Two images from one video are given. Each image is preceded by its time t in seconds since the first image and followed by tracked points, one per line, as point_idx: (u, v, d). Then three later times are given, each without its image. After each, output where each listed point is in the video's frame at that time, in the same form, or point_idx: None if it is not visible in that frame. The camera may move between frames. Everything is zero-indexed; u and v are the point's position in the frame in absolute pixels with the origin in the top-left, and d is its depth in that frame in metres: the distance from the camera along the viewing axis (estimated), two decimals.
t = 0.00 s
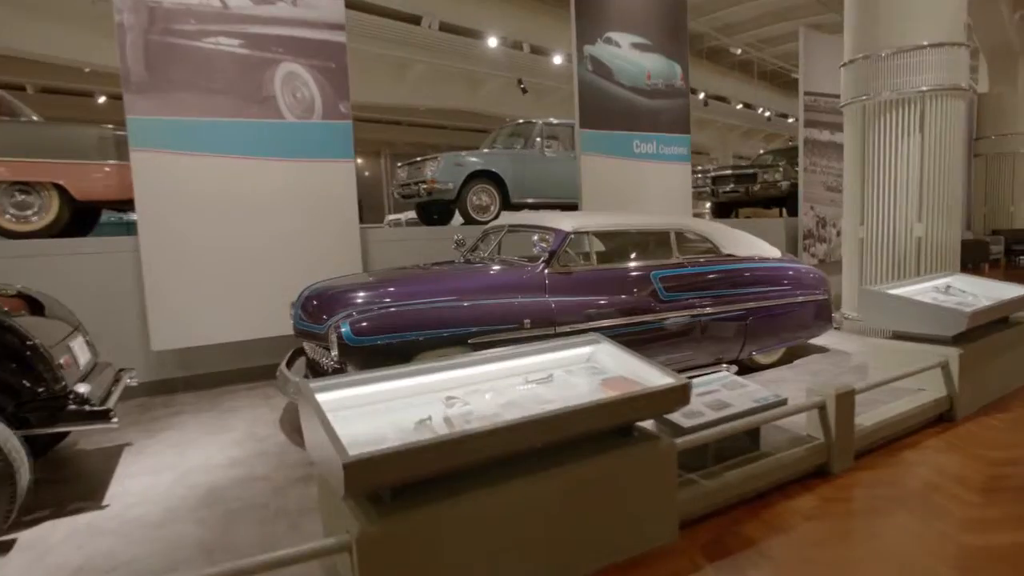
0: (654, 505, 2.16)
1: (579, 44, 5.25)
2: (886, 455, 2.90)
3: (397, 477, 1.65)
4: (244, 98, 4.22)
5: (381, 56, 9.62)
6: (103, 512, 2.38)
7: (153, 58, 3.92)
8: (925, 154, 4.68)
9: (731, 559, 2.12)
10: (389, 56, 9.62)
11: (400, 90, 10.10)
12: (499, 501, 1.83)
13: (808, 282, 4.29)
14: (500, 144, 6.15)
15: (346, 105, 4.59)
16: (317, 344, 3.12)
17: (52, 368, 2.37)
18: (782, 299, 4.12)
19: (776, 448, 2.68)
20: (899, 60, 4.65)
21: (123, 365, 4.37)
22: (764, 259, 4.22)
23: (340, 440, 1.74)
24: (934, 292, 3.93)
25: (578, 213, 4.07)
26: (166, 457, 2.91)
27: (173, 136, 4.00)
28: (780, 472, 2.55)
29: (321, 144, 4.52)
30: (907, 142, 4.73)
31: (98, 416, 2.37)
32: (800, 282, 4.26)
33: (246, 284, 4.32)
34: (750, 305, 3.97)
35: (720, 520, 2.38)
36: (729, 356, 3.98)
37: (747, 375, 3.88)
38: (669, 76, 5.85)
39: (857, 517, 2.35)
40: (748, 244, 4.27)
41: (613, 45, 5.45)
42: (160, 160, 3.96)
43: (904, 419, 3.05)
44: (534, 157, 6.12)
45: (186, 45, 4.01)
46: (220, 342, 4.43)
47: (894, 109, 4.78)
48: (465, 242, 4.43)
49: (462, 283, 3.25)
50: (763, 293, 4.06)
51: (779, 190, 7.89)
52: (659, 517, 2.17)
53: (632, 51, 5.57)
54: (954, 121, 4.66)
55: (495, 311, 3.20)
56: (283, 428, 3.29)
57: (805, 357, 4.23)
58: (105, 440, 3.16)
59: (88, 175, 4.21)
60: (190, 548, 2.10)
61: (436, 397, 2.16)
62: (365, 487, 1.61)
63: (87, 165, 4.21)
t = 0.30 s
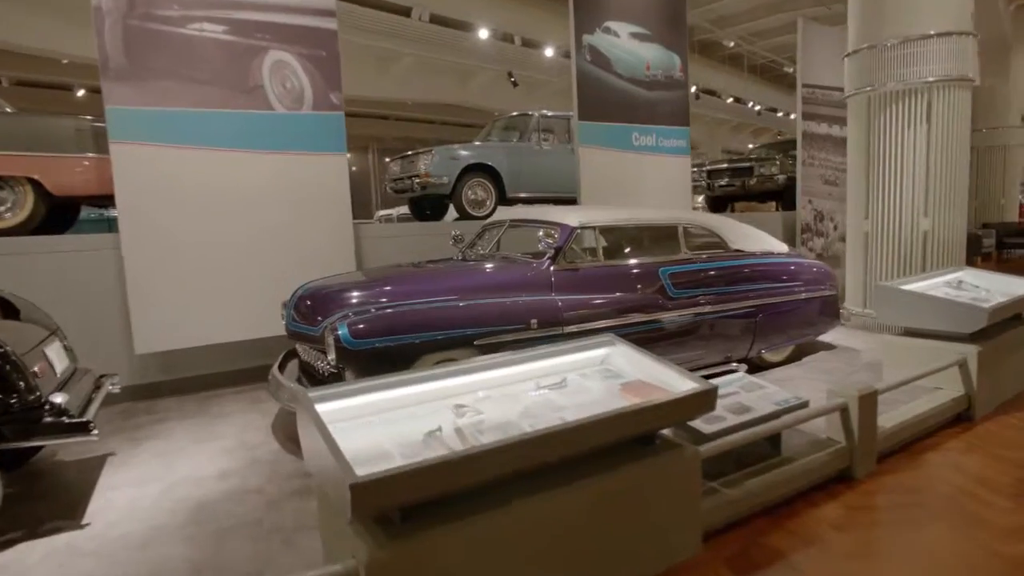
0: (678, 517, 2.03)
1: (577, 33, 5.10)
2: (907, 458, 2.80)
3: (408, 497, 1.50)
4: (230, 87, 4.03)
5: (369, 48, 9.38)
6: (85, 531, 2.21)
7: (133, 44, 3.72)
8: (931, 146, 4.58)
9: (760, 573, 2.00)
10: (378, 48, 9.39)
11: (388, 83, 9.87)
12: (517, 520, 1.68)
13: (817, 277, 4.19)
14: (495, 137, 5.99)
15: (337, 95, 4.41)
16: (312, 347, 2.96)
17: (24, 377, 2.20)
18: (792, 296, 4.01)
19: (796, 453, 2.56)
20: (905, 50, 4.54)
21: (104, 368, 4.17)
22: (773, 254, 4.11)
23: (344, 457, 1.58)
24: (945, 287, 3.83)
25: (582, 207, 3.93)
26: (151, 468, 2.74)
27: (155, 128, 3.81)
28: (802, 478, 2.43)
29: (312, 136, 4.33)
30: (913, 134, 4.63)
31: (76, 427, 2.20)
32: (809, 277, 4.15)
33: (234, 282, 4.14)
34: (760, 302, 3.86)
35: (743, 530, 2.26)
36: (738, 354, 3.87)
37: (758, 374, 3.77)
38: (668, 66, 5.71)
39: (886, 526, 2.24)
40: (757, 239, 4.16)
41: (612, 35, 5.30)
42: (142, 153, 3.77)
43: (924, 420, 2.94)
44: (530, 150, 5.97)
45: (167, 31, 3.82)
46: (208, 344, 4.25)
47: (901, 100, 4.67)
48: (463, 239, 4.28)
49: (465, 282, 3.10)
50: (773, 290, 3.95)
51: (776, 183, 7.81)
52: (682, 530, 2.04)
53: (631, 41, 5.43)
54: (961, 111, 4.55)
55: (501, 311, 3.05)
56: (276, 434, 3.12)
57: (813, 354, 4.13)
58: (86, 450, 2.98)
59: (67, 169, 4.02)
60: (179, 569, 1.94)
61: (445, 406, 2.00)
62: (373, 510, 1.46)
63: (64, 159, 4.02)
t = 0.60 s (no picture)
0: (698, 531, 1.91)
1: (572, 22, 4.95)
2: (923, 460, 2.71)
3: (416, 522, 1.37)
4: (212, 77, 3.85)
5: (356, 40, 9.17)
6: (59, 553, 2.05)
7: (108, 31, 3.52)
8: (932, 137, 4.50)
9: None
10: (365, 38, 9.15)
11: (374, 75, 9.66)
12: (532, 543, 1.56)
13: (820, 273, 4.10)
14: (488, 130, 5.84)
15: (325, 86, 4.25)
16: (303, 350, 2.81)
17: None
18: (796, 292, 3.92)
19: (813, 458, 2.46)
20: (906, 40, 4.45)
21: (81, 372, 3.98)
22: (777, 249, 4.02)
23: (344, 477, 1.45)
24: (950, 282, 3.75)
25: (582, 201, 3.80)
26: (132, 481, 2.58)
27: (132, 119, 3.62)
28: (821, 484, 2.33)
29: (299, 129, 4.17)
30: (914, 126, 4.55)
31: (49, 443, 2.07)
32: (813, 273, 4.07)
33: (218, 281, 3.96)
34: (765, 299, 3.77)
35: (762, 541, 2.15)
36: (743, 353, 3.78)
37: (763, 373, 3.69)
38: (664, 57, 5.59)
39: (911, 534, 2.14)
40: (761, 233, 4.06)
41: (607, 24, 5.16)
42: (119, 146, 3.59)
43: (937, 420, 2.86)
44: (523, 143, 5.82)
45: (144, 17, 3.62)
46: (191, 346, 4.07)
47: (901, 92, 4.58)
48: (458, 235, 4.14)
49: (465, 282, 2.97)
50: (777, 286, 3.85)
51: (769, 176, 7.74)
52: (701, 545, 1.93)
53: (627, 31, 5.30)
54: (963, 102, 4.47)
55: (503, 311, 2.92)
56: (266, 442, 2.97)
57: (817, 350, 4.04)
58: (62, 461, 2.81)
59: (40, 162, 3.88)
60: None
61: (449, 416, 1.87)
62: (378, 538, 1.32)
63: (35, 152, 3.88)
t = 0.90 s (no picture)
0: (717, 546, 1.80)
1: (566, 9, 4.79)
2: (938, 462, 2.62)
3: (424, 552, 1.23)
4: (192, 63, 3.65)
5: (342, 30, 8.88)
6: None
7: (78, 13, 3.30)
8: (933, 130, 4.42)
9: None
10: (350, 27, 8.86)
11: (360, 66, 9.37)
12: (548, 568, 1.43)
13: (822, 268, 4.01)
14: (479, 121, 5.67)
15: (311, 74, 4.07)
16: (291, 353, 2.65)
17: None
18: (800, 287, 3.83)
19: (830, 463, 2.36)
20: (907, 30, 4.36)
21: (54, 375, 3.78)
22: (780, 243, 3.93)
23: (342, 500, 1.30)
24: (955, 277, 3.67)
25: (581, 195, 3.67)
26: (108, 495, 2.41)
27: (105, 106, 3.42)
28: (840, 492, 2.23)
29: (283, 118, 3.99)
30: (915, 118, 4.46)
31: (16, 456, 2.06)
32: (816, 267, 3.98)
33: (198, 279, 3.78)
34: (769, 295, 3.67)
35: (781, 553, 2.04)
36: (747, 351, 3.69)
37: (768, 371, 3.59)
38: (659, 47, 5.47)
39: (939, 543, 2.04)
40: (763, 227, 3.96)
41: (601, 12, 5.02)
42: (93, 136, 3.40)
43: (951, 420, 2.78)
44: (515, 135, 5.67)
45: None
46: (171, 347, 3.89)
47: (902, 83, 4.48)
48: (451, 229, 4.00)
49: (464, 280, 2.83)
50: (781, 281, 3.76)
51: (761, 170, 7.66)
52: (720, 561, 1.81)
53: (622, 19, 5.16)
54: (964, 94, 4.39)
55: (504, 311, 2.79)
56: (252, 449, 2.81)
57: (820, 347, 3.96)
58: (32, 473, 2.63)
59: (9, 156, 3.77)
60: None
61: (453, 427, 1.73)
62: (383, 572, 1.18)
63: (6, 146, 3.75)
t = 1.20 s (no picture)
0: (733, 564, 1.70)
1: None
2: (946, 465, 2.56)
3: None
4: (167, 47, 3.46)
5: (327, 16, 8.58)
6: None
7: None
8: (930, 124, 4.37)
9: None
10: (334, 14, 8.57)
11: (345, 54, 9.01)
12: None
13: (820, 264, 3.94)
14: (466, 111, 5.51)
15: (294, 59, 3.89)
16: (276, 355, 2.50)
17: None
18: (799, 284, 3.76)
19: (842, 469, 2.27)
20: (904, 22, 4.29)
21: (19, 376, 3.57)
22: (778, 239, 3.85)
23: (341, 527, 1.17)
24: (953, 274, 3.61)
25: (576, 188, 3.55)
26: (79, 508, 2.24)
27: (74, 92, 3.22)
28: (854, 499, 2.14)
29: (265, 106, 3.81)
30: (911, 112, 4.40)
31: None
32: (814, 263, 3.90)
33: (174, 275, 3.60)
34: (769, 292, 3.60)
35: (796, 565, 1.95)
36: (746, 350, 3.62)
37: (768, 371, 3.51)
38: (651, 38, 5.35)
39: (958, 553, 1.97)
40: (761, 223, 3.88)
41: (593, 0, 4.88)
42: (60, 123, 3.20)
43: (958, 421, 2.71)
44: (504, 126, 5.53)
45: None
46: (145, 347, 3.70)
47: (898, 76, 4.42)
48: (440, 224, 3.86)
49: (460, 277, 2.70)
50: (781, 278, 3.69)
51: (750, 164, 7.61)
52: None
53: (614, 8, 5.03)
54: (961, 88, 4.34)
55: (503, 311, 2.66)
56: (234, 457, 2.65)
57: (817, 345, 3.89)
58: None
59: None
60: None
61: (456, 439, 1.59)
62: None
63: None
